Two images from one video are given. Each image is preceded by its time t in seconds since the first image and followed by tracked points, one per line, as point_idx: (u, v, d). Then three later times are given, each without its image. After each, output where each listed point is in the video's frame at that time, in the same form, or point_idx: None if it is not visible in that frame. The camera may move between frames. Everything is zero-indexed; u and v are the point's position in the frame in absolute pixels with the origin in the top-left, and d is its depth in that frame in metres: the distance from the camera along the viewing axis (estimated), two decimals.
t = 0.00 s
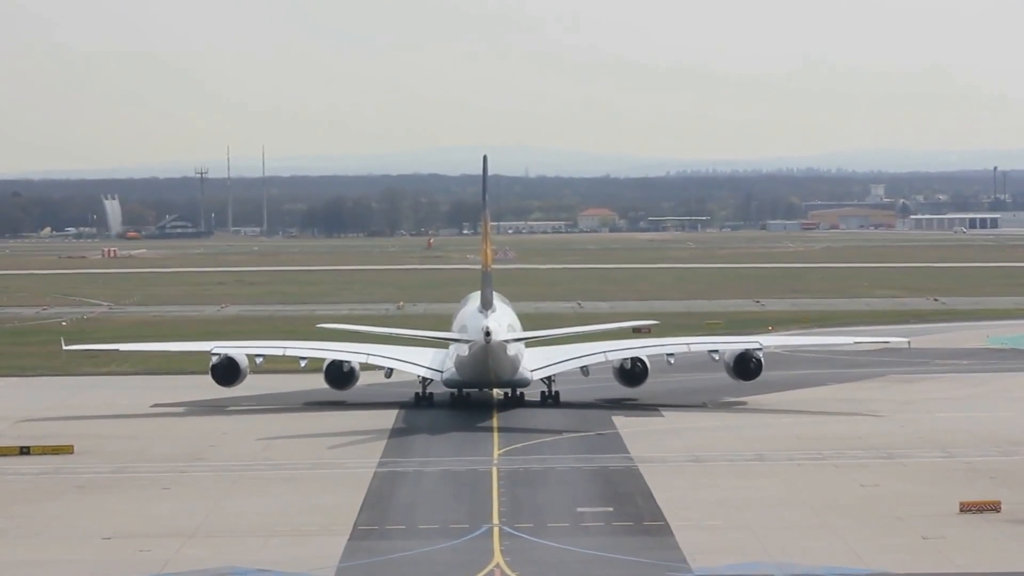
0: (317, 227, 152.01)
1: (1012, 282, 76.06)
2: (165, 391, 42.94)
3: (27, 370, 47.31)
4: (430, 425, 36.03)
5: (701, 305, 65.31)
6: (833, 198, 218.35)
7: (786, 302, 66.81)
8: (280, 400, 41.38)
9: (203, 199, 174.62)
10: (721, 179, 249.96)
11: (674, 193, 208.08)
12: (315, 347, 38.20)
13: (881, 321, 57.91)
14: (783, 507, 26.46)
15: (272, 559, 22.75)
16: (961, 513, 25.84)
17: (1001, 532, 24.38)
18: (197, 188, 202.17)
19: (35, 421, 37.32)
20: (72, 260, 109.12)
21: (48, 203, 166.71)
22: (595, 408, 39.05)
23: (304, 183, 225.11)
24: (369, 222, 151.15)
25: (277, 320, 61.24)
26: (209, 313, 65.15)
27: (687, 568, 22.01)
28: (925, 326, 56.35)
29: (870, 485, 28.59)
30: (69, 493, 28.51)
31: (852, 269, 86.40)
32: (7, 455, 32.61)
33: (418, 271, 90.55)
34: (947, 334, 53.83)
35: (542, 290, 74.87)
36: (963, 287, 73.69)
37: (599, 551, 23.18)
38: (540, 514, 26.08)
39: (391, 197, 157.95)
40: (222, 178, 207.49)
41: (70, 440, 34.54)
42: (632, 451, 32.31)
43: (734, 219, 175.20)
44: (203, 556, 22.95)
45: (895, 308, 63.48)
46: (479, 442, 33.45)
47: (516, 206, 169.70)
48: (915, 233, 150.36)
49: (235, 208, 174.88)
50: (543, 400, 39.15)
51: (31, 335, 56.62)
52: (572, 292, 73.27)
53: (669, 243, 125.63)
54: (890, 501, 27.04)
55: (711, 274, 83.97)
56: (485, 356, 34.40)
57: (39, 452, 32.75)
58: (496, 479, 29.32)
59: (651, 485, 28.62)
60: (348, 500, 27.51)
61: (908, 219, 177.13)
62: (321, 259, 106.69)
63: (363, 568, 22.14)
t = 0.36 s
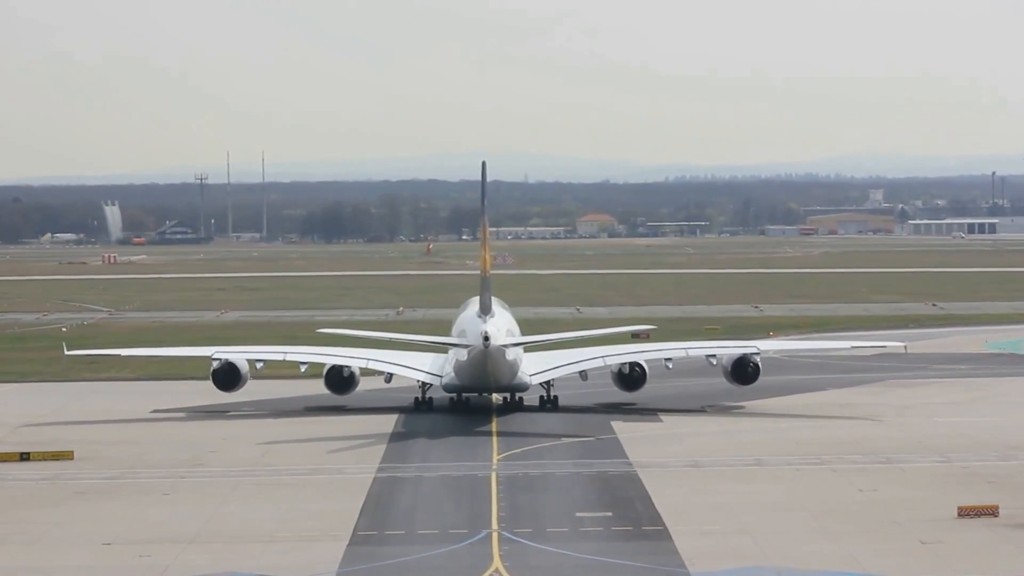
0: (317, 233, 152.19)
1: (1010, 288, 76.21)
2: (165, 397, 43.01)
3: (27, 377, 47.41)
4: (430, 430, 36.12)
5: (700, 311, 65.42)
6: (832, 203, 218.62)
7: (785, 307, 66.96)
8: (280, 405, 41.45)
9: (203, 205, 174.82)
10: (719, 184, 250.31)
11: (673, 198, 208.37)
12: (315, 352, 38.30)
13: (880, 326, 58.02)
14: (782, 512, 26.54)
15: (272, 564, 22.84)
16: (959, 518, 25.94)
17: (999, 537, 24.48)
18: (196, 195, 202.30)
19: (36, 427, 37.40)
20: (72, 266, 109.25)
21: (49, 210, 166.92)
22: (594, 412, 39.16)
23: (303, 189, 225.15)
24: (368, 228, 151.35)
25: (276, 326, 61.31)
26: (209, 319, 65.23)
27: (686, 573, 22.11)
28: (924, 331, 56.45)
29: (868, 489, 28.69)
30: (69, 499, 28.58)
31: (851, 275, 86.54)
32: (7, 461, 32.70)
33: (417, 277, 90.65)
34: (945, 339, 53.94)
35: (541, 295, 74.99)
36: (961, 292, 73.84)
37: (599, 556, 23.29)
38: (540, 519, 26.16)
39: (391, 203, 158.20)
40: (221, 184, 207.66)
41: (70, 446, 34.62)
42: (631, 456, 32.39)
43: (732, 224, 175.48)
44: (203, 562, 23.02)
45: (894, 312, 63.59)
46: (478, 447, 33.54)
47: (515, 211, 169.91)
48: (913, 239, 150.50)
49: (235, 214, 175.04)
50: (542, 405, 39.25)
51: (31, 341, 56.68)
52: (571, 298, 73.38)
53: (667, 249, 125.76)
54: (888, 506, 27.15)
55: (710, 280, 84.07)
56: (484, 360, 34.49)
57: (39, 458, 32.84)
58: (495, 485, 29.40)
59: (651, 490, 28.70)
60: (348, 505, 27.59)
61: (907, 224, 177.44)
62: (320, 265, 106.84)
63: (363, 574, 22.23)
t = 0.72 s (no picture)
0: (317, 239, 152.31)
1: (1008, 293, 76.32)
2: (165, 403, 43.04)
3: (28, 383, 47.47)
4: (429, 435, 36.19)
5: (699, 316, 65.50)
6: (830, 209, 218.93)
7: (783, 312, 67.09)
8: (280, 410, 41.50)
9: (203, 211, 174.93)
10: (717, 190, 250.55)
11: (672, 204, 208.70)
12: (315, 357, 38.37)
13: (878, 331, 58.11)
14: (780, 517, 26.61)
15: (271, 570, 22.92)
16: (957, 523, 26.00)
17: (997, 542, 24.53)
18: (196, 201, 202.40)
19: (36, 433, 37.46)
20: (72, 272, 109.30)
21: (49, 216, 167.01)
22: (593, 417, 39.25)
23: (302, 195, 225.27)
24: (368, 233, 151.51)
25: (276, 331, 61.37)
26: (209, 325, 65.30)
27: None
28: (922, 336, 56.54)
29: (867, 494, 28.75)
30: (68, 504, 28.63)
31: (849, 280, 86.64)
32: (7, 467, 32.76)
33: (417, 282, 90.74)
34: (943, 343, 54.04)
35: (541, 300, 75.08)
36: (959, 297, 73.96)
37: (598, 561, 23.34)
38: (539, 525, 26.23)
39: (390, 209, 158.38)
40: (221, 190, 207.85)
41: (70, 452, 34.66)
42: (630, 461, 32.46)
43: (731, 229, 175.70)
44: (202, 567, 23.10)
45: (893, 318, 63.69)
46: (478, 452, 33.61)
47: (514, 217, 170.09)
48: (911, 243, 150.63)
49: (235, 219, 175.22)
50: (541, 410, 39.36)
51: (31, 348, 56.71)
52: (570, 303, 73.48)
53: (666, 254, 126.03)
54: (887, 511, 27.22)
55: (708, 285, 84.15)
56: (482, 365, 34.57)
57: (40, 464, 32.89)
58: (494, 490, 29.46)
59: (650, 495, 28.76)
60: (348, 510, 27.66)
61: (905, 229, 177.72)
62: (320, 270, 106.92)
63: None
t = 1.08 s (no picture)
0: (316, 246, 152.37)
1: (1006, 297, 76.38)
2: (164, 408, 43.10)
3: (28, 388, 47.53)
4: (429, 439, 36.26)
5: (698, 321, 65.58)
6: (829, 214, 218.94)
7: (782, 317, 67.15)
8: (279, 415, 41.56)
9: (202, 216, 175.04)
10: (715, 196, 250.70)
11: (671, 209, 208.83)
12: (315, 361, 38.46)
13: (877, 336, 58.19)
14: (779, 522, 26.68)
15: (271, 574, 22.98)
16: (956, 527, 26.06)
17: (996, 545, 24.62)
18: (195, 207, 202.47)
19: (37, 438, 37.54)
20: (72, 278, 109.34)
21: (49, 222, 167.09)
22: (592, 421, 39.31)
23: (301, 201, 225.41)
24: (367, 239, 151.63)
25: (275, 337, 61.42)
26: (209, 330, 65.32)
27: None
28: (921, 341, 56.62)
29: (866, 498, 28.82)
30: (69, 509, 28.69)
31: (848, 285, 86.71)
32: (7, 472, 32.82)
33: (416, 288, 90.83)
34: (941, 348, 54.12)
35: (540, 305, 75.19)
36: (958, 302, 74.05)
37: (597, 565, 23.40)
38: (538, 529, 26.31)
39: (389, 214, 158.47)
40: (221, 196, 208.09)
41: (70, 457, 34.71)
42: (629, 466, 32.52)
43: (730, 235, 175.77)
44: (202, 572, 23.15)
45: (891, 322, 63.72)
46: (478, 456, 33.67)
47: (513, 222, 170.15)
48: (910, 248, 150.74)
49: (235, 225, 175.45)
50: (540, 414, 39.44)
51: (31, 354, 56.75)
52: (569, 309, 73.52)
53: (665, 259, 126.12)
54: (885, 515, 27.27)
55: (706, 290, 84.24)
56: (481, 370, 34.67)
57: (40, 469, 32.95)
58: (494, 495, 29.51)
59: (649, 500, 28.82)
60: (347, 515, 27.71)
61: (904, 234, 177.77)
62: (320, 276, 106.89)
63: None
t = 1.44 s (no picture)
0: (315, 250, 152.51)
1: (1005, 301, 76.49)
2: (164, 413, 43.15)
3: (28, 392, 47.58)
4: (428, 442, 36.32)
5: (697, 325, 65.66)
6: (827, 218, 219.11)
7: (781, 321, 67.26)
8: (279, 419, 41.63)
9: (202, 221, 175.21)
10: (714, 200, 250.75)
11: (670, 214, 209.07)
12: (316, 365, 38.52)
13: (875, 339, 58.29)
14: (778, 524, 26.75)
15: None
16: (955, 530, 26.15)
17: (993, 548, 24.72)
18: (195, 212, 202.67)
19: (37, 443, 37.60)
20: (71, 282, 109.41)
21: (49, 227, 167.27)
22: (591, 425, 39.41)
23: (300, 205, 225.32)
24: (367, 243, 151.77)
25: (275, 341, 61.46)
26: (208, 335, 65.36)
27: None
28: (919, 345, 56.72)
29: (864, 502, 28.91)
30: (69, 513, 28.77)
31: (847, 289, 86.81)
32: (7, 476, 32.91)
33: (415, 292, 90.90)
34: (940, 352, 54.22)
35: (539, 310, 75.25)
36: (956, 306, 74.17)
37: (596, 569, 23.48)
38: (537, 532, 26.38)
39: (389, 219, 158.62)
40: (220, 201, 208.16)
41: (70, 461, 34.78)
42: (628, 469, 32.59)
43: (729, 239, 175.98)
44: None
45: (890, 326, 63.83)
46: (477, 460, 33.75)
47: (512, 227, 170.29)
48: (908, 252, 150.91)
49: (234, 229, 175.52)
50: (539, 417, 39.54)
51: (31, 358, 56.82)
52: (568, 313, 73.59)
53: (664, 263, 126.24)
54: (884, 518, 27.36)
55: (706, 295, 84.32)
56: (480, 374, 34.75)
57: (40, 473, 33.02)
58: (493, 498, 29.58)
59: (647, 503, 28.90)
60: (346, 519, 27.78)
61: (902, 238, 177.94)
62: (319, 281, 106.97)
63: None
